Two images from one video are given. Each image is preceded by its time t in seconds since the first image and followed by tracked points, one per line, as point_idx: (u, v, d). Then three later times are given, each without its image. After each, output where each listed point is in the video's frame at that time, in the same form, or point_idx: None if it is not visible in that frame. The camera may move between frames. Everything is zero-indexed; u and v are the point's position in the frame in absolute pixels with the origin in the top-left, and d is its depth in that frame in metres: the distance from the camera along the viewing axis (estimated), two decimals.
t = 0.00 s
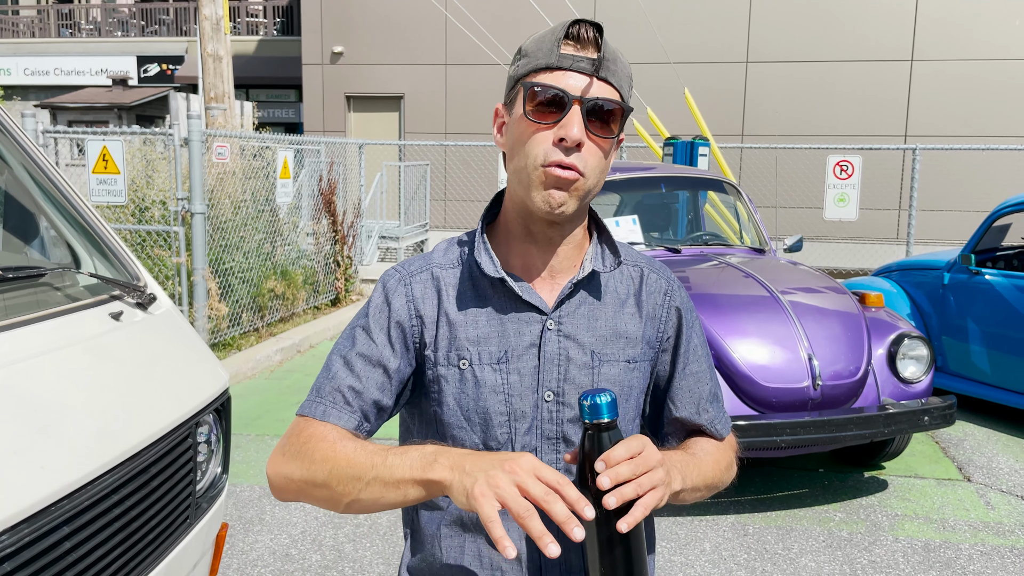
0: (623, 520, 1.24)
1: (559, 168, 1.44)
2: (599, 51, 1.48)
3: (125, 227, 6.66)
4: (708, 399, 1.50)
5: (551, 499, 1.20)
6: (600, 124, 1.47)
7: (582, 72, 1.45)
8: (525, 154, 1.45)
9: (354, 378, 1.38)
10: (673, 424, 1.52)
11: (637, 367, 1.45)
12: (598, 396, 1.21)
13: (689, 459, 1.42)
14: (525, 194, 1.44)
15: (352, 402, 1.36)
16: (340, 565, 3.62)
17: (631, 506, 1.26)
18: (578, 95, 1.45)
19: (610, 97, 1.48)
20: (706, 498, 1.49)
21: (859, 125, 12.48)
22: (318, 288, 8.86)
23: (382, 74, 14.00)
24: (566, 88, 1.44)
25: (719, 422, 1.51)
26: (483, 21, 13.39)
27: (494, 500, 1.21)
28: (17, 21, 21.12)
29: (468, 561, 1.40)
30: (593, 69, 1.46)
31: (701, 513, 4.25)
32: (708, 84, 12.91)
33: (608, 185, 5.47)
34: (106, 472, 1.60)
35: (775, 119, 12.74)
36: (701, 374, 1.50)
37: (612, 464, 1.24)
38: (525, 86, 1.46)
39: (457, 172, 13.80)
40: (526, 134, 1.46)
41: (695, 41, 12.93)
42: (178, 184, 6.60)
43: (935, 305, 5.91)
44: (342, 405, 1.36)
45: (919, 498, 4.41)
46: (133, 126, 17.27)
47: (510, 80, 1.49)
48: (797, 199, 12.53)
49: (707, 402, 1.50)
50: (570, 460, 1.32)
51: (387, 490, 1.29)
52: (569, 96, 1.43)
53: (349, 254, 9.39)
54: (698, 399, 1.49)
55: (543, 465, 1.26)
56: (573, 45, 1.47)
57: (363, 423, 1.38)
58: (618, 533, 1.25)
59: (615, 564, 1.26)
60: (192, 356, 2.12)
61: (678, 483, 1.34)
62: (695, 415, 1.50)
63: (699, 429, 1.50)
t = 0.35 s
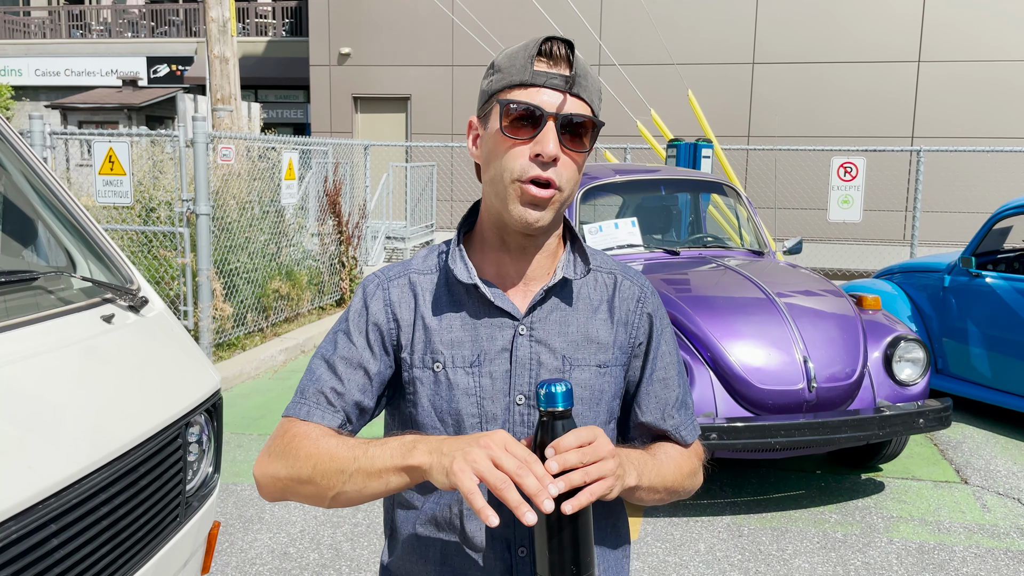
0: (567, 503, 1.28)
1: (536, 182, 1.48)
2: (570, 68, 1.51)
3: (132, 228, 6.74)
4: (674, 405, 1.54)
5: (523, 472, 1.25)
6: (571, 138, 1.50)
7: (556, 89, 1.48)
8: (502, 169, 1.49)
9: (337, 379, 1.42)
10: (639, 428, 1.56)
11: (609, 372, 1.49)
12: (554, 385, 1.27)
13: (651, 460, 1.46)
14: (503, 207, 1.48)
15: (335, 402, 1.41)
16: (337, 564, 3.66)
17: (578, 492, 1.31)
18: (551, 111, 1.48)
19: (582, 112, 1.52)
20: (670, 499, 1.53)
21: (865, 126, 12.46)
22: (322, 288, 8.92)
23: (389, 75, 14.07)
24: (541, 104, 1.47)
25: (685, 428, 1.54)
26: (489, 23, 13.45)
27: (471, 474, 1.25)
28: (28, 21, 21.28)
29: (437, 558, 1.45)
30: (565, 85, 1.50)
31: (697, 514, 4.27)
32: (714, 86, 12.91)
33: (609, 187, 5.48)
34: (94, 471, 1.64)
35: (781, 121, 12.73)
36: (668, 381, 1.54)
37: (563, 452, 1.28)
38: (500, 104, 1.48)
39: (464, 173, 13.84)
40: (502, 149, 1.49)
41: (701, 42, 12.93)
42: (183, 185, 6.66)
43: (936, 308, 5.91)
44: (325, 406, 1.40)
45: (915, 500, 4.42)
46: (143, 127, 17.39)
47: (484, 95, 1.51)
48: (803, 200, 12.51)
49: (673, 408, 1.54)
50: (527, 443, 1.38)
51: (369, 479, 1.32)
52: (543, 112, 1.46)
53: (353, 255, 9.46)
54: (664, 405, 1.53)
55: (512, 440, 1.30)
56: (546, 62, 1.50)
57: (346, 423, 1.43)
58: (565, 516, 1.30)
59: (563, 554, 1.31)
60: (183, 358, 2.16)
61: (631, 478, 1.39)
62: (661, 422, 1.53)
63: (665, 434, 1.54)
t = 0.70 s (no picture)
0: (565, 486, 1.32)
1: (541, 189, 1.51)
2: (574, 80, 1.56)
3: (151, 227, 6.83)
4: (671, 400, 1.56)
5: (520, 453, 1.29)
6: (573, 148, 1.54)
7: (562, 99, 1.51)
8: (505, 175, 1.51)
9: (334, 373, 1.45)
10: (636, 423, 1.59)
11: (604, 369, 1.52)
12: (546, 373, 1.33)
13: (652, 449, 1.48)
14: (506, 211, 1.50)
15: (333, 395, 1.44)
16: (348, 560, 3.70)
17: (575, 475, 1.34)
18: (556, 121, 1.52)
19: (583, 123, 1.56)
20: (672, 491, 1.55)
21: (884, 128, 12.39)
22: (339, 288, 8.99)
23: (407, 75, 14.14)
24: (546, 115, 1.51)
25: (683, 421, 1.56)
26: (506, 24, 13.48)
27: (470, 452, 1.29)
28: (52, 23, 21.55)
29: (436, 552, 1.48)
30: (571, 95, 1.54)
31: (706, 515, 4.28)
32: (731, 87, 12.89)
33: (623, 188, 5.49)
34: (103, 465, 1.69)
35: (799, 121, 12.68)
36: (664, 376, 1.57)
37: (558, 439, 1.32)
38: (506, 112, 1.51)
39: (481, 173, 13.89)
40: (508, 156, 1.51)
41: (719, 43, 12.89)
42: (202, 185, 6.73)
43: (952, 311, 5.87)
44: (322, 398, 1.43)
45: (927, 503, 4.41)
46: (164, 127, 17.58)
47: (486, 102, 1.54)
48: (821, 202, 12.45)
49: (670, 402, 1.56)
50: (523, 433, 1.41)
51: (367, 462, 1.36)
52: (549, 123, 1.50)
53: (369, 255, 9.55)
54: (661, 399, 1.56)
55: (510, 424, 1.35)
56: (551, 72, 1.53)
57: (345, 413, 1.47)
58: (565, 497, 1.34)
59: (566, 541, 1.35)
60: (192, 356, 2.21)
61: (630, 464, 1.41)
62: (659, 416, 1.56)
63: (663, 428, 1.56)
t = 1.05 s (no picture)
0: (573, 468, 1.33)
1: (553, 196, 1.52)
2: (580, 86, 1.58)
3: (178, 226, 6.93)
4: (675, 395, 1.57)
5: (528, 434, 1.30)
6: (581, 153, 1.56)
7: (570, 105, 1.53)
8: (518, 181, 1.51)
9: (343, 367, 1.47)
10: (640, 419, 1.60)
11: (608, 366, 1.54)
12: (552, 358, 1.35)
13: (660, 440, 1.49)
14: (518, 217, 1.51)
15: (343, 389, 1.45)
16: (366, 557, 3.73)
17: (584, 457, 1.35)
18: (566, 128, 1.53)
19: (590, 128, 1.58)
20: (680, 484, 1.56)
21: (911, 129, 12.26)
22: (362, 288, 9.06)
23: (431, 76, 14.20)
24: (555, 122, 1.52)
25: (687, 416, 1.58)
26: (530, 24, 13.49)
27: (480, 432, 1.30)
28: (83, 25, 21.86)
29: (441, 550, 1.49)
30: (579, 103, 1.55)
31: (726, 517, 4.27)
32: (756, 87, 12.81)
33: (644, 188, 5.48)
34: (122, 459, 1.72)
35: (825, 122, 12.57)
36: (668, 374, 1.58)
37: (564, 421, 1.33)
38: (517, 120, 1.52)
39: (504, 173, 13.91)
40: (520, 165, 1.51)
41: (744, 42, 12.82)
42: (226, 185, 6.80)
43: (979, 314, 5.79)
44: (332, 392, 1.45)
45: (949, 507, 4.36)
46: (192, 127, 17.77)
47: (493, 109, 1.54)
48: (846, 203, 12.35)
49: (674, 398, 1.57)
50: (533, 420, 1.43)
51: (377, 449, 1.37)
52: (559, 129, 1.51)
53: (392, 254, 9.64)
54: (665, 395, 1.57)
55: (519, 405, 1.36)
56: (559, 79, 1.55)
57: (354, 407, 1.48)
58: (571, 481, 1.35)
59: (573, 524, 1.36)
60: (211, 352, 2.25)
61: (638, 451, 1.42)
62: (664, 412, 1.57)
63: (668, 423, 1.57)
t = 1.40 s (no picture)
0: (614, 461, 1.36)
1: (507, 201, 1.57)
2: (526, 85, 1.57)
3: (207, 226, 7.03)
4: (688, 399, 1.59)
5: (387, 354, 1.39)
6: (533, 150, 1.56)
7: (533, 105, 1.55)
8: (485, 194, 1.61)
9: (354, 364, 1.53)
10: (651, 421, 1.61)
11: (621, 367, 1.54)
12: (616, 345, 1.36)
13: (680, 438, 1.54)
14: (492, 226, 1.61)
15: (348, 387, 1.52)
16: (387, 554, 3.77)
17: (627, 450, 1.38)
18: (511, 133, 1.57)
19: (546, 121, 1.56)
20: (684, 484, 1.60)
21: (944, 129, 12.10)
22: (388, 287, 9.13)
23: (459, 76, 14.24)
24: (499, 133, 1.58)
25: (697, 420, 1.61)
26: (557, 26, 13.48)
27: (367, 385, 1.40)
28: (118, 27, 22.20)
29: (454, 548, 1.50)
30: (519, 103, 1.56)
31: (748, 519, 4.25)
32: (786, 87, 12.71)
33: (669, 189, 5.47)
34: (143, 453, 1.76)
35: (856, 122, 12.43)
36: (681, 378, 1.59)
37: (615, 401, 1.36)
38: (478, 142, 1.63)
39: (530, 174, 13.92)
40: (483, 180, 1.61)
41: (773, 42, 12.72)
42: (254, 185, 6.88)
43: (1010, 316, 5.70)
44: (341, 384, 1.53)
45: (976, 512, 4.31)
46: (223, 128, 17.99)
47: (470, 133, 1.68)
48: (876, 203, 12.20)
49: (686, 402, 1.59)
50: (581, 400, 1.45)
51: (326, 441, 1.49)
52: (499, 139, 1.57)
53: (418, 254, 9.70)
54: (680, 398, 1.58)
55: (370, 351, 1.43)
56: (501, 89, 1.58)
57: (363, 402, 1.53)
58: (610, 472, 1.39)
59: (597, 507, 1.40)
60: (232, 349, 2.29)
61: (668, 451, 1.47)
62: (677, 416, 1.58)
63: (680, 426, 1.59)
